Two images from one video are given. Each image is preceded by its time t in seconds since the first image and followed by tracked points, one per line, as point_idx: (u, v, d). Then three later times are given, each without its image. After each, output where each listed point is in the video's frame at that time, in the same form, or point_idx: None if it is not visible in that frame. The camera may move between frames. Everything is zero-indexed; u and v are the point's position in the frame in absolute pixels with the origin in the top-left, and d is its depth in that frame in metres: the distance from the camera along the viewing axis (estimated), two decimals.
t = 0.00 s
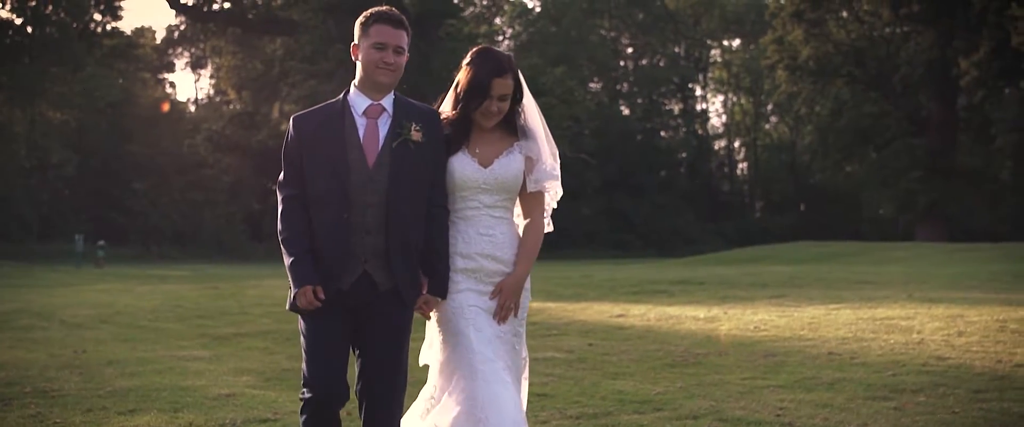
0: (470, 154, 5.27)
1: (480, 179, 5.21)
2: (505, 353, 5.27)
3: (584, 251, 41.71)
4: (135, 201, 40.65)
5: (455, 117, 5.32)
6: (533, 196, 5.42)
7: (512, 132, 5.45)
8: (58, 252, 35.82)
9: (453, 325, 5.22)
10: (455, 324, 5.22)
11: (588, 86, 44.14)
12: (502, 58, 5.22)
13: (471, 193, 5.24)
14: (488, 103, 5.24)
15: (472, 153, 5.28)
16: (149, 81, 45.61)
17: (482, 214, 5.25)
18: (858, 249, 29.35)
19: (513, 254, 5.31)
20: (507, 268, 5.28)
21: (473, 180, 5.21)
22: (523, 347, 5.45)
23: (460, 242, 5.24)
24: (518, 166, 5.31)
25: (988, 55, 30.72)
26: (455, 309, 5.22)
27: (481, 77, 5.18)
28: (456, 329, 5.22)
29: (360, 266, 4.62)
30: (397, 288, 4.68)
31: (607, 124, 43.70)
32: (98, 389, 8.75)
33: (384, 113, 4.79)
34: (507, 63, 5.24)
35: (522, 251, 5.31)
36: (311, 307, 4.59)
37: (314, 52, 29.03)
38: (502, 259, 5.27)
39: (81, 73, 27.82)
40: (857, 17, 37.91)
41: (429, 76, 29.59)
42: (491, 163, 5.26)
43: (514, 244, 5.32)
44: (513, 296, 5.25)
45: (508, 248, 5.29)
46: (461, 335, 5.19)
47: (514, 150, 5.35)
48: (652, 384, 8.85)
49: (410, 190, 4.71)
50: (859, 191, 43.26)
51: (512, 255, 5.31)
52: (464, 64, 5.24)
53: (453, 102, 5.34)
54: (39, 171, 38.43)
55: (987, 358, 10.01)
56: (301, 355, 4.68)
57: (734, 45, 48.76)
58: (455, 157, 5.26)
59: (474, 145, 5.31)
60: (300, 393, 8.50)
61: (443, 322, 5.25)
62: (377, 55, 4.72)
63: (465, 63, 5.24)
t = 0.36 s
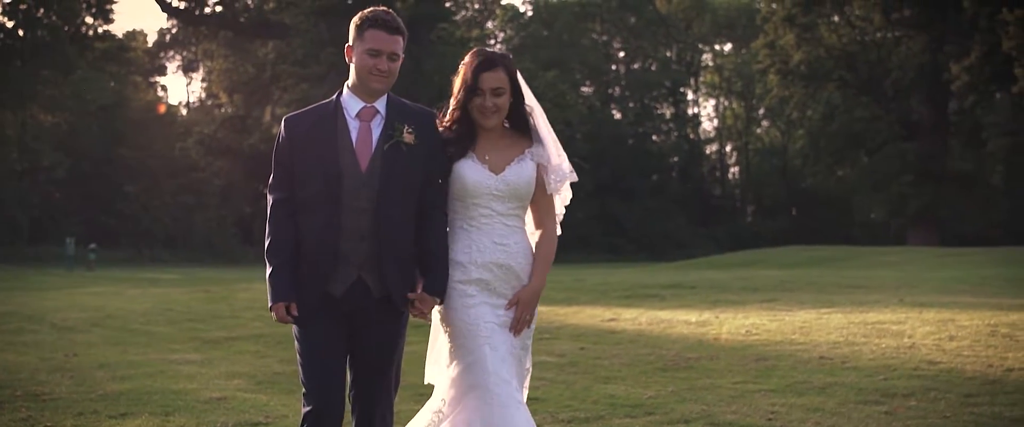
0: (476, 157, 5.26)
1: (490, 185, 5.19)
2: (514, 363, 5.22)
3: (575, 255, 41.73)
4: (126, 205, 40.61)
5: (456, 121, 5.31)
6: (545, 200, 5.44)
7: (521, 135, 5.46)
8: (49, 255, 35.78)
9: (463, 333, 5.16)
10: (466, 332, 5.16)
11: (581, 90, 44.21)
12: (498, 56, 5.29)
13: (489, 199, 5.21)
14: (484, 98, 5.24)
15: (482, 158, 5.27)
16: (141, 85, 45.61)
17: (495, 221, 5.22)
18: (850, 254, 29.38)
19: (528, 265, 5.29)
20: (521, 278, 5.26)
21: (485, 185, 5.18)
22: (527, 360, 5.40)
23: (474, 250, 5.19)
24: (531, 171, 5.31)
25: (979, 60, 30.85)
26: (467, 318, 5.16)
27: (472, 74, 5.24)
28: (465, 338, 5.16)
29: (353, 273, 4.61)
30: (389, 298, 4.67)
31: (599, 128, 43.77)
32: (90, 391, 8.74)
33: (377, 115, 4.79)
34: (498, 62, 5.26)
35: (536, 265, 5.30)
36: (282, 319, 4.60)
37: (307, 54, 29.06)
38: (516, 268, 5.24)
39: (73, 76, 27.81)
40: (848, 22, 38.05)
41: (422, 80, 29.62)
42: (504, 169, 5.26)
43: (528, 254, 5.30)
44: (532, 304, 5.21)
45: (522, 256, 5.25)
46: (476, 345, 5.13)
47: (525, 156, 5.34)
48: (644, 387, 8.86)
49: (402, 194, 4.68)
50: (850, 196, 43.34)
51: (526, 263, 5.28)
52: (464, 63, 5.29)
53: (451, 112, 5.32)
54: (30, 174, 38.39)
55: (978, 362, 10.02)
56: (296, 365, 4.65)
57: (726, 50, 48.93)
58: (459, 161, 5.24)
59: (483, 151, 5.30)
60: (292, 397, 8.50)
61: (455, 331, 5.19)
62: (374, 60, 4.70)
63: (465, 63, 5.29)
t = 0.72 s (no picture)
0: (489, 151, 5.39)
1: (511, 181, 5.30)
2: (535, 365, 5.30)
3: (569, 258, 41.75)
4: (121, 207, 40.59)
5: (462, 113, 5.43)
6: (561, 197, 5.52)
7: (535, 128, 5.57)
8: (43, 257, 35.76)
9: (477, 333, 5.25)
10: (480, 332, 5.24)
11: (575, 93, 44.25)
12: (507, 50, 5.42)
13: (507, 198, 5.31)
14: (479, 82, 5.35)
15: (495, 153, 5.38)
16: (136, 87, 45.61)
17: (516, 220, 5.31)
18: (844, 257, 29.41)
19: (549, 263, 5.38)
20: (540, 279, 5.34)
21: (506, 182, 5.29)
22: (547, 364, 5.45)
23: (495, 248, 5.29)
24: (548, 167, 5.42)
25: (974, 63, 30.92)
26: (482, 318, 5.25)
27: (470, 63, 5.37)
28: (481, 337, 5.24)
29: (351, 280, 4.50)
30: (382, 305, 4.55)
31: (593, 130, 43.82)
32: (84, 393, 8.73)
33: (369, 118, 4.67)
34: (495, 50, 5.38)
35: (557, 264, 5.42)
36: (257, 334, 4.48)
37: (302, 56, 29.07)
38: (537, 268, 5.33)
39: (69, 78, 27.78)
40: (843, 25, 38.12)
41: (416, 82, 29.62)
42: (522, 165, 5.37)
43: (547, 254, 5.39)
44: (569, 304, 5.30)
45: (542, 256, 5.35)
46: (488, 349, 5.20)
47: (541, 153, 5.45)
48: (639, 390, 8.86)
49: (394, 200, 4.57)
50: (844, 198, 43.40)
51: (544, 263, 5.36)
52: (462, 59, 5.42)
53: (454, 101, 5.47)
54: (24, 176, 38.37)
55: (972, 365, 10.03)
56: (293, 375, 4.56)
57: (720, 52, 49.00)
58: (473, 158, 5.33)
59: (495, 146, 5.41)
60: (288, 399, 8.50)
61: (469, 331, 5.27)
62: (364, 59, 4.57)
63: (464, 59, 5.42)
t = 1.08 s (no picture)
0: (501, 147, 5.43)
1: (523, 178, 5.34)
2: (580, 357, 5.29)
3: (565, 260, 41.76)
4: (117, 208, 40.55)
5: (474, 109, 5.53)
6: (574, 193, 5.60)
7: (548, 125, 5.61)
8: (40, 259, 35.73)
9: (490, 334, 5.29)
10: (492, 332, 5.28)
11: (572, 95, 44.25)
12: (521, 45, 5.49)
13: (518, 194, 5.35)
14: (490, 74, 5.44)
15: (508, 148, 5.43)
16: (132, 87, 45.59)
17: (528, 216, 5.36)
18: (841, 258, 29.41)
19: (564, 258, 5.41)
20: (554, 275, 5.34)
21: (518, 179, 5.33)
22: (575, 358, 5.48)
23: (505, 247, 5.33)
24: (561, 163, 5.46)
25: (970, 64, 30.92)
26: (494, 318, 5.29)
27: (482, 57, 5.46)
28: (495, 338, 5.27)
29: (345, 283, 4.41)
30: (377, 309, 4.46)
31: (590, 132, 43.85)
32: (80, 395, 8.73)
33: (359, 117, 4.60)
34: (507, 45, 5.47)
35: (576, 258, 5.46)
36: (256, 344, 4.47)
37: (297, 57, 29.04)
38: (550, 265, 5.34)
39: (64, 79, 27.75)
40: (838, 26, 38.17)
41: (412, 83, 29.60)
42: (534, 162, 5.41)
43: (560, 251, 5.40)
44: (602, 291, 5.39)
45: (553, 253, 5.36)
46: (500, 347, 5.25)
47: (555, 150, 5.49)
48: (635, 392, 8.86)
49: (385, 201, 4.49)
50: (840, 199, 43.41)
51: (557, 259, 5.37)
52: (478, 53, 5.50)
53: (467, 97, 5.57)
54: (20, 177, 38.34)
55: (968, 367, 10.03)
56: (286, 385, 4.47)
57: (717, 54, 49.04)
58: (484, 153, 5.38)
59: (507, 142, 5.46)
60: (282, 400, 8.51)
61: (482, 331, 5.30)
62: (348, 52, 4.51)
63: (479, 53, 5.51)
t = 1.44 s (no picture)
0: (511, 149, 5.49)
1: (532, 182, 5.38)
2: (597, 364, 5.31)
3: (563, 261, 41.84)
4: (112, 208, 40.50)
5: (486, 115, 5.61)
6: (583, 197, 5.55)
7: (567, 127, 5.62)
8: (36, 260, 35.76)
9: (498, 340, 5.33)
10: (501, 337, 5.31)
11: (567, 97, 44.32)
12: (540, 44, 5.47)
13: (525, 197, 5.39)
14: (505, 74, 5.46)
15: (519, 152, 5.48)
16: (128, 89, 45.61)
17: (535, 220, 5.37)
18: (838, 259, 29.46)
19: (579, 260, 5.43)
20: (565, 278, 5.32)
21: (526, 183, 5.38)
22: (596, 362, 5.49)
23: (514, 251, 5.37)
24: (572, 164, 5.48)
25: (966, 66, 31.01)
26: (502, 323, 5.33)
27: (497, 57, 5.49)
28: (504, 343, 5.31)
29: (344, 281, 4.25)
30: (382, 306, 4.29)
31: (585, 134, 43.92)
32: (75, 396, 8.72)
33: (352, 111, 4.42)
34: (526, 44, 5.45)
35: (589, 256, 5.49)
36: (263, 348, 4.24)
37: (293, 57, 29.06)
38: (560, 268, 5.32)
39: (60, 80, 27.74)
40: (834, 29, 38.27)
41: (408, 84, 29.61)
42: (545, 163, 5.44)
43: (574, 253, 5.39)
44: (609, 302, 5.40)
45: (565, 255, 5.35)
46: (506, 353, 5.29)
47: (567, 151, 5.51)
48: (632, 394, 8.86)
49: (384, 195, 4.33)
50: (836, 201, 43.44)
51: (571, 260, 5.36)
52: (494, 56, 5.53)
53: (485, 96, 5.64)
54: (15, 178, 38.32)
55: (964, 368, 10.03)
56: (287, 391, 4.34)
57: (712, 56, 49.14)
58: (492, 155, 5.47)
59: (519, 144, 5.51)
60: (279, 401, 8.50)
61: (490, 337, 5.35)
62: (337, 43, 4.32)
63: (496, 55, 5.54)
